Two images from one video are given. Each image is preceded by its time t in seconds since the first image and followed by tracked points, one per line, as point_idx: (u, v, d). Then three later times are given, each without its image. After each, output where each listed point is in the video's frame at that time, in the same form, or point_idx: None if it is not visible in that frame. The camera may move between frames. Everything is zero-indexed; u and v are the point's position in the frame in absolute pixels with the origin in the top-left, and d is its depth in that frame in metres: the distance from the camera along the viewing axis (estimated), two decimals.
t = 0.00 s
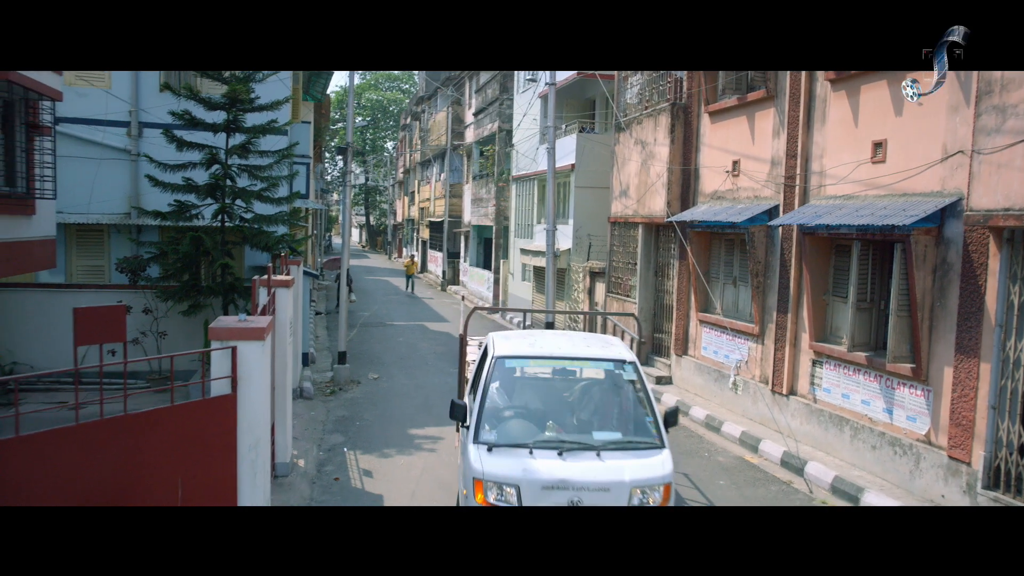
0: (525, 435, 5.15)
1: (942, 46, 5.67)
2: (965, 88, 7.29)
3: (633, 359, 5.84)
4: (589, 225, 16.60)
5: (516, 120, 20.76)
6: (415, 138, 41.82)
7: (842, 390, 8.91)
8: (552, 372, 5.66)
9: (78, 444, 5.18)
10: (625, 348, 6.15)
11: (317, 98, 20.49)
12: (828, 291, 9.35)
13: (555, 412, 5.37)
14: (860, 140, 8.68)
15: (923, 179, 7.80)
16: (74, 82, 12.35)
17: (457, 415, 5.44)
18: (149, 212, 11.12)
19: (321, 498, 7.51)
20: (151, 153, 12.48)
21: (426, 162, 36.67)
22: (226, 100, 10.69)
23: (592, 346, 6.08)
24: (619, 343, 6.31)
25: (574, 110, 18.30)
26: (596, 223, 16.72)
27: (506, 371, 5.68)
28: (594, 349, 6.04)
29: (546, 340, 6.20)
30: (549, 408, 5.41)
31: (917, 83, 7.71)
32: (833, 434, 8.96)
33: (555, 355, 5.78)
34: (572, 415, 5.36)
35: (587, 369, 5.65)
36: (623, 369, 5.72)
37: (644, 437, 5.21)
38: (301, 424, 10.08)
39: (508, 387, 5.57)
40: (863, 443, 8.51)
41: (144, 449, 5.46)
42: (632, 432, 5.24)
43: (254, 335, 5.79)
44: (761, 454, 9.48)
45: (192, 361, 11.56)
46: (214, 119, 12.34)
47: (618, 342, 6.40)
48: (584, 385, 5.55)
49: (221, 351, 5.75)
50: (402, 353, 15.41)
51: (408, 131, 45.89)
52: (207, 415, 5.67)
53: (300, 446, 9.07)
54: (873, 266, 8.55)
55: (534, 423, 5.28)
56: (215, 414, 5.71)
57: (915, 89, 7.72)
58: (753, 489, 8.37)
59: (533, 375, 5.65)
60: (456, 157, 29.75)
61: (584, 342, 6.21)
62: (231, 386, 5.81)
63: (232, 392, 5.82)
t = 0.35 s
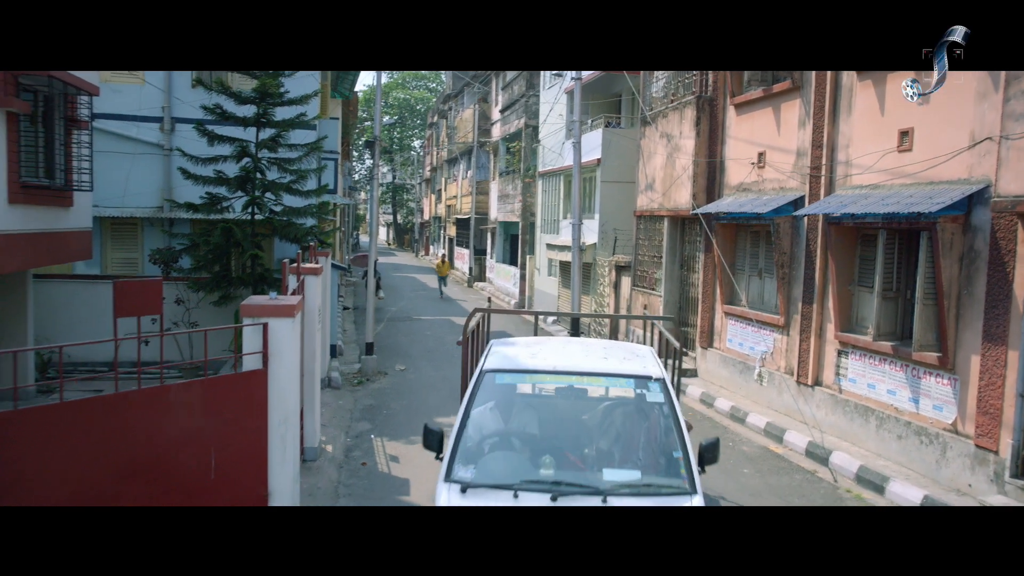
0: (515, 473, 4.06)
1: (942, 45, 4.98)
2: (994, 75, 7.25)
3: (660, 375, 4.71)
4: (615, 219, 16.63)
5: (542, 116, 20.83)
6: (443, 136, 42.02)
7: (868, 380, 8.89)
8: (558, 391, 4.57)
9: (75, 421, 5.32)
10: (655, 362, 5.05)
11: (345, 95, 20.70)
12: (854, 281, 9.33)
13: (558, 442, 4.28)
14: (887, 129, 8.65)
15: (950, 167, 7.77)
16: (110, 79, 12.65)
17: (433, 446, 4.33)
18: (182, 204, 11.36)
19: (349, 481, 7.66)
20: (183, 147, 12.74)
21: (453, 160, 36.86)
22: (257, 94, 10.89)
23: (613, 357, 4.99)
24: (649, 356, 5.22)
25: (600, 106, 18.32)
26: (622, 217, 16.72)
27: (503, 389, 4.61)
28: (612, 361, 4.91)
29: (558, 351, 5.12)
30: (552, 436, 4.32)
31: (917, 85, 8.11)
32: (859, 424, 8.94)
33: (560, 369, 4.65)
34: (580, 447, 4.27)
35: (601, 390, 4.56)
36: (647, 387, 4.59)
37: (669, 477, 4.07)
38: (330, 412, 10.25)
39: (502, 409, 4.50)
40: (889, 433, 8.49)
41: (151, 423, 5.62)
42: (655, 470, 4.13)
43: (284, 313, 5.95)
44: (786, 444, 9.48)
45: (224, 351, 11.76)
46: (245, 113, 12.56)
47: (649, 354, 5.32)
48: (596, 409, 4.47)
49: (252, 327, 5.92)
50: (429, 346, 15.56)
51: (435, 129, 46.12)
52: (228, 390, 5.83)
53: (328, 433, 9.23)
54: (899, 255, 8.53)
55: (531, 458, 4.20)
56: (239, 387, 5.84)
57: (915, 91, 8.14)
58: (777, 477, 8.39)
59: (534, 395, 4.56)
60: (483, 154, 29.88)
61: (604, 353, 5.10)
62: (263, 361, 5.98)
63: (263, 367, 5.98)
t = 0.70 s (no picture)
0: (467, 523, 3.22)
1: (940, 46, 4.78)
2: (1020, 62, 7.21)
3: (652, 389, 3.78)
4: (638, 214, 16.64)
5: (566, 112, 20.88)
6: (467, 134, 42.17)
7: (891, 371, 8.86)
8: (523, 408, 3.65)
9: (98, 400, 5.23)
10: (653, 372, 4.13)
11: (370, 92, 20.89)
12: (877, 272, 9.31)
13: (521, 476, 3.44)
14: (911, 119, 8.61)
15: (976, 155, 7.73)
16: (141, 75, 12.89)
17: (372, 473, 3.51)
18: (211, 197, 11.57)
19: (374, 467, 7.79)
20: (212, 142, 12.92)
21: (477, 157, 37.01)
22: (284, 89, 11.05)
23: (600, 367, 4.04)
24: (650, 364, 4.28)
25: (623, 101, 18.34)
26: (646, 212, 16.72)
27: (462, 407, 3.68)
28: (593, 368, 3.98)
29: (535, 356, 4.17)
30: (524, 467, 3.48)
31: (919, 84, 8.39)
32: (882, 415, 8.92)
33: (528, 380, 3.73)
34: (562, 483, 3.43)
35: (581, 411, 3.63)
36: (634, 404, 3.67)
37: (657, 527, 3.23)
38: (355, 401, 10.40)
39: (464, 430, 3.61)
40: (912, 423, 8.46)
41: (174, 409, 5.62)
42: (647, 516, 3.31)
43: (310, 293, 6.19)
44: (808, 435, 9.48)
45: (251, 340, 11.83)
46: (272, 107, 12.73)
47: (653, 361, 4.38)
48: (580, 433, 3.57)
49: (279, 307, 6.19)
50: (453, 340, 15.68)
51: (459, 127, 46.29)
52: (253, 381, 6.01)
53: (354, 421, 9.37)
54: (923, 245, 8.50)
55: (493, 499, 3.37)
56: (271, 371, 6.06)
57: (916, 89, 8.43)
58: (798, 467, 8.41)
59: (496, 410, 3.64)
60: (508, 151, 29.97)
61: (588, 359, 4.16)
62: (289, 340, 6.20)
63: (289, 346, 6.20)
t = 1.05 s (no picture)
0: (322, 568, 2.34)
1: (940, 47, 4.70)
2: None
3: (600, 395, 2.75)
4: (664, 209, 16.64)
5: (593, 108, 20.92)
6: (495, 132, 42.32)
7: (918, 361, 8.82)
8: (426, 415, 2.71)
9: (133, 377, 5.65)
10: (615, 380, 3.08)
11: (398, 90, 21.09)
12: (904, 262, 9.27)
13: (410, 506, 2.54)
14: (938, 107, 8.56)
15: (1004, 143, 7.68)
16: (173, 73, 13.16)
17: (236, 489, 2.78)
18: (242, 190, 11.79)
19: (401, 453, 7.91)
20: (243, 136, 13.28)
21: (505, 155, 37.15)
22: (313, 84, 11.22)
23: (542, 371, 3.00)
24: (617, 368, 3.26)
25: (649, 97, 18.33)
26: (671, 206, 16.72)
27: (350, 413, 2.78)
28: (534, 366, 3.00)
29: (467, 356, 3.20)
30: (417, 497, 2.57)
31: (919, 84, 8.79)
32: (909, 406, 8.88)
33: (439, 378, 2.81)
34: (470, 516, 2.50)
35: (501, 420, 2.68)
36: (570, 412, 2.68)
37: None
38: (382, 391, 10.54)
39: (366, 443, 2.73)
40: (939, 414, 8.41)
41: (180, 386, 5.99)
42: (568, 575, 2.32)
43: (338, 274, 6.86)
44: (834, 426, 9.47)
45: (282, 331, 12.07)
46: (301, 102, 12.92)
47: (624, 367, 3.36)
48: (514, 449, 2.64)
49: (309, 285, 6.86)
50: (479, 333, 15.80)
51: (487, 125, 46.45)
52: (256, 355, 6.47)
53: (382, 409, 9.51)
54: (950, 234, 8.45)
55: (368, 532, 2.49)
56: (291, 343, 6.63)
57: (916, 90, 8.84)
58: (823, 456, 8.41)
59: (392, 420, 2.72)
60: (535, 148, 30.04)
61: (538, 359, 3.17)
62: (316, 318, 6.88)
63: (317, 324, 6.87)
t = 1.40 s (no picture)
0: None
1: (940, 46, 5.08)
2: None
3: (448, 406, 2.05)
4: (685, 203, 16.62)
5: (614, 103, 20.92)
6: (517, 129, 42.39)
7: (939, 352, 8.77)
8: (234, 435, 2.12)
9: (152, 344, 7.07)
10: (508, 382, 2.39)
11: (421, 86, 21.22)
12: (925, 253, 9.23)
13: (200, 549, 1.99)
14: (960, 96, 8.51)
15: None
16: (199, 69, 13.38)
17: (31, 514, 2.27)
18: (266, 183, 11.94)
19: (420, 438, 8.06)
20: (267, 130, 13.49)
21: (526, 152, 37.21)
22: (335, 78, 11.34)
23: (414, 371, 2.37)
24: (523, 366, 2.57)
25: (670, 91, 18.30)
26: (692, 201, 16.69)
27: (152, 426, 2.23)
28: (404, 371, 2.34)
29: (332, 351, 2.60)
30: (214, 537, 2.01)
31: (915, 85, 9.19)
32: (929, 397, 8.83)
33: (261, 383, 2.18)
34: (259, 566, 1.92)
35: (314, 439, 2.05)
36: (397, 430, 2.00)
37: None
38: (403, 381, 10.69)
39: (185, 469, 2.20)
40: (960, 404, 8.36)
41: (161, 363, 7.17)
42: None
43: (359, 256, 7.29)
44: (854, 417, 9.44)
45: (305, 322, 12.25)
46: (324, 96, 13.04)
47: (540, 365, 2.68)
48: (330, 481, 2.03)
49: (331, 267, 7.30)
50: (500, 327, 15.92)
51: (509, 123, 46.52)
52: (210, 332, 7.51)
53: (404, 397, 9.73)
54: (971, 223, 8.40)
55: None
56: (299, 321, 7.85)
57: (913, 90, 9.23)
58: (841, 446, 8.40)
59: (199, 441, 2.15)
60: (557, 145, 30.05)
61: (429, 360, 2.50)
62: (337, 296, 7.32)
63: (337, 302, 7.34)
